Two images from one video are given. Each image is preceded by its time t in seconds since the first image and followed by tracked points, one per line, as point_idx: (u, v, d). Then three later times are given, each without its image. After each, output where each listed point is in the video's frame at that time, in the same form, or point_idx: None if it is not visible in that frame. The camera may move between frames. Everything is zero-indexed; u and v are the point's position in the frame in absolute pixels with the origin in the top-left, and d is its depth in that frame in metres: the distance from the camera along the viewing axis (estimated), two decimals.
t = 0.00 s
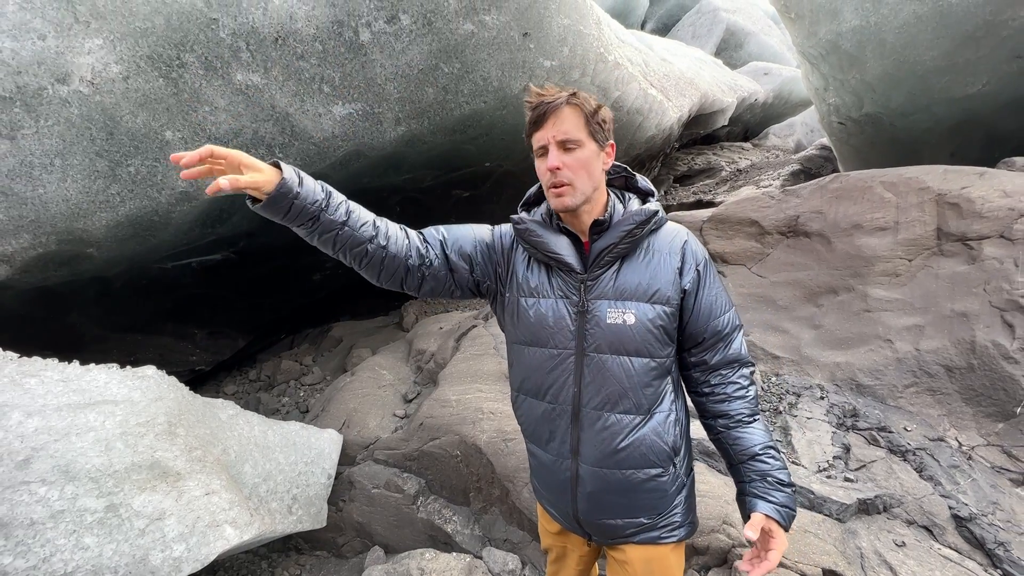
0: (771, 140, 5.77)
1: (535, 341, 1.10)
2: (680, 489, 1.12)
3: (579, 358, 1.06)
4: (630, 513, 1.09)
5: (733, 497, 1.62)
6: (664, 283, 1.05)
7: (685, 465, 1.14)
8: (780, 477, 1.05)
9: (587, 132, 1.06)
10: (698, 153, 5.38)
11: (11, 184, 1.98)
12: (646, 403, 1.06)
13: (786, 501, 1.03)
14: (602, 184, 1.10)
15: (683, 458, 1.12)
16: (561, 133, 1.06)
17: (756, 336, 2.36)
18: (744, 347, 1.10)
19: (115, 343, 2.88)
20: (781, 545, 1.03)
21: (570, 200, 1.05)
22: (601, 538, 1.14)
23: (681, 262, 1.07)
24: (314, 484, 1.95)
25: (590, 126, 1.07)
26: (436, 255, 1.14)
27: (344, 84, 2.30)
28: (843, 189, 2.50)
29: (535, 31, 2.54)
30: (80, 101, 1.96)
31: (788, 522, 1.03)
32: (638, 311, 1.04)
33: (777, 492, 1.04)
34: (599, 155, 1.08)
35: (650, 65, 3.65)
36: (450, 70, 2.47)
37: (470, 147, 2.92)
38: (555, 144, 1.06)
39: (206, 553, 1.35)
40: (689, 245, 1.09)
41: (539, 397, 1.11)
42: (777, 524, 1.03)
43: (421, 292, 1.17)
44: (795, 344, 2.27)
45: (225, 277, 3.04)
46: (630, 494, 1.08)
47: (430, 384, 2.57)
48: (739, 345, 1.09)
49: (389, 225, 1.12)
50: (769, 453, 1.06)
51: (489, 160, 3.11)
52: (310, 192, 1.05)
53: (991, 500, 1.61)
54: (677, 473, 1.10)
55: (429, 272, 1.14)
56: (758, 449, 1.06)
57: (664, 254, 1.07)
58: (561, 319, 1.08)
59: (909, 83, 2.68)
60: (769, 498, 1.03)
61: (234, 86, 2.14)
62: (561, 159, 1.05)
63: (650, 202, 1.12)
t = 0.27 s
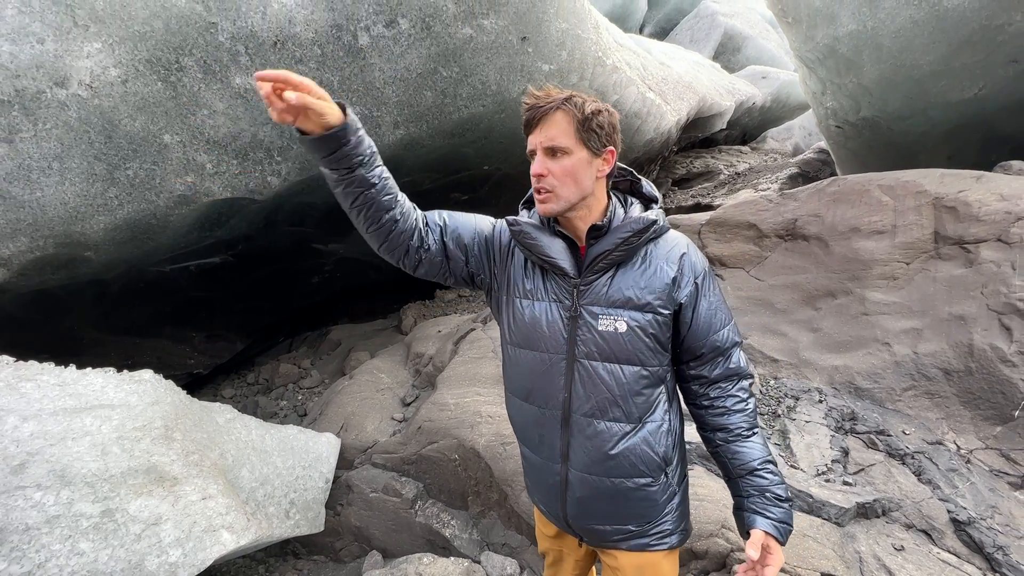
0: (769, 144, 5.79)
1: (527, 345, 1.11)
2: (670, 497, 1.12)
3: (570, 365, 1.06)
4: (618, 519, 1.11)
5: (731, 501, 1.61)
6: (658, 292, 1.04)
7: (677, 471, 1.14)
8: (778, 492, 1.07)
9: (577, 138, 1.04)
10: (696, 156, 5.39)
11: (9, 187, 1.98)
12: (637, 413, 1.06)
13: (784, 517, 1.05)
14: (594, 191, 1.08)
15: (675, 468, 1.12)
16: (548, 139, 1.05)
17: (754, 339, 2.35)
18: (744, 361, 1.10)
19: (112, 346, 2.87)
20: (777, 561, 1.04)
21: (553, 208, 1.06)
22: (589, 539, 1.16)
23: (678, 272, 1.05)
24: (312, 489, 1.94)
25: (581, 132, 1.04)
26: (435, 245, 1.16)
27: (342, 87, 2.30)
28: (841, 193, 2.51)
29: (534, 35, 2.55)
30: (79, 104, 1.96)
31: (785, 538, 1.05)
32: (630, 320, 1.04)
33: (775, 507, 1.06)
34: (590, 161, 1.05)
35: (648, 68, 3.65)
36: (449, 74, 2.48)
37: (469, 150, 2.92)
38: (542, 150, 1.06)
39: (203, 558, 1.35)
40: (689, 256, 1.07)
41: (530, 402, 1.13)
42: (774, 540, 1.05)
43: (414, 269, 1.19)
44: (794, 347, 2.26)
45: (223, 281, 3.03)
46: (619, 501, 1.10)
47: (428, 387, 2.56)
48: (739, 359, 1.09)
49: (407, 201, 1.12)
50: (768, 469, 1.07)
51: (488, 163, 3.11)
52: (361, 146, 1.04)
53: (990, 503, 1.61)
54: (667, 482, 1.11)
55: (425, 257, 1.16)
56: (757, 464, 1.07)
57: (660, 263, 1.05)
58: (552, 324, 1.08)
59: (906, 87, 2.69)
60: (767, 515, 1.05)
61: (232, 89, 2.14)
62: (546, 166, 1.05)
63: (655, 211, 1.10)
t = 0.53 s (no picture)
0: (768, 146, 5.80)
1: (527, 346, 1.10)
2: (664, 504, 1.12)
3: (569, 368, 1.06)
4: (609, 523, 1.11)
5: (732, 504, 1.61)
6: (662, 299, 1.03)
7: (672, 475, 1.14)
8: (770, 506, 1.07)
9: (582, 141, 1.03)
10: (695, 159, 5.39)
11: (7, 190, 1.97)
12: (634, 419, 1.06)
13: (773, 532, 1.06)
14: (599, 194, 1.07)
15: (670, 474, 1.12)
16: (553, 141, 1.04)
17: (754, 342, 2.35)
18: (743, 373, 1.09)
19: (110, 349, 2.86)
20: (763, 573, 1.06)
21: (557, 210, 1.06)
22: (581, 540, 1.16)
23: (683, 280, 1.04)
24: (311, 492, 1.93)
25: (585, 135, 1.03)
26: (436, 230, 1.13)
27: (341, 90, 2.30)
28: (840, 195, 2.51)
29: (533, 38, 2.56)
30: (78, 107, 1.96)
31: (774, 551, 1.06)
32: (631, 326, 1.03)
33: (765, 522, 1.06)
34: (595, 164, 1.05)
35: (646, 71, 3.66)
36: (448, 76, 2.48)
37: (468, 153, 2.92)
38: (547, 152, 1.05)
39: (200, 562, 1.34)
40: (694, 266, 1.06)
41: (527, 403, 1.13)
42: (762, 554, 1.06)
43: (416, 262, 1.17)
44: (793, 349, 2.26)
45: (222, 283, 3.02)
46: (611, 505, 1.09)
47: (427, 390, 2.56)
48: (738, 371, 1.08)
49: (392, 189, 1.09)
50: (760, 482, 1.07)
51: (487, 165, 3.11)
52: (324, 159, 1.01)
53: (991, 506, 1.61)
54: (662, 487, 1.11)
55: (426, 247, 1.13)
56: (751, 478, 1.07)
57: (666, 271, 1.04)
58: (553, 325, 1.07)
59: (904, 90, 2.70)
60: (757, 529, 1.06)
61: (231, 92, 2.14)
62: (550, 168, 1.05)
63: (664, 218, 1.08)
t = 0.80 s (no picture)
0: (767, 147, 5.81)
1: (528, 349, 1.10)
2: (664, 507, 1.12)
3: (570, 372, 1.05)
4: (610, 527, 1.11)
5: (732, 506, 1.60)
6: (664, 303, 1.03)
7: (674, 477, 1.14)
8: (795, 501, 1.08)
9: (580, 143, 1.03)
10: (694, 160, 5.39)
11: (5, 191, 1.96)
12: (636, 424, 1.06)
13: (802, 526, 1.07)
14: (597, 197, 1.07)
15: (671, 478, 1.12)
16: (551, 144, 1.04)
17: (754, 343, 2.34)
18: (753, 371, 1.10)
19: (109, 351, 2.84)
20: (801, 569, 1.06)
21: (553, 213, 1.06)
22: (582, 544, 1.16)
23: (686, 284, 1.04)
24: (310, 495, 1.93)
25: (584, 138, 1.03)
26: (434, 224, 1.13)
27: (340, 91, 2.29)
28: (839, 196, 2.51)
29: (532, 39, 2.56)
30: (76, 108, 1.95)
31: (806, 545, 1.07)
32: (633, 330, 1.03)
33: (794, 518, 1.08)
34: (593, 168, 1.04)
35: (646, 72, 3.65)
36: (448, 78, 2.47)
37: (468, 154, 2.92)
38: (545, 154, 1.05)
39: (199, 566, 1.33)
40: (699, 269, 1.06)
41: (527, 407, 1.12)
42: (798, 550, 1.07)
43: (416, 260, 1.17)
44: (793, 351, 2.26)
45: (220, 285, 3.02)
46: (613, 510, 1.09)
47: (426, 392, 2.55)
48: (749, 370, 1.09)
49: (378, 189, 1.11)
50: (784, 479, 1.08)
51: (486, 167, 3.10)
52: (303, 159, 1.06)
53: (991, 508, 1.61)
54: (662, 491, 1.11)
55: (428, 245, 1.14)
56: (775, 476, 1.08)
57: (670, 275, 1.04)
58: (554, 329, 1.07)
59: (903, 92, 2.70)
60: (789, 527, 1.07)
61: (230, 93, 2.13)
62: (547, 171, 1.05)
63: (665, 220, 1.08)
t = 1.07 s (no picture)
0: (766, 147, 5.81)
1: (530, 354, 1.09)
2: (670, 508, 1.12)
3: (572, 376, 1.05)
4: (617, 532, 1.10)
5: (732, 508, 1.60)
6: (662, 302, 1.03)
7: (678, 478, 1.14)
8: (794, 500, 1.07)
9: (576, 144, 1.03)
10: (694, 160, 5.39)
11: (3, 193, 1.96)
12: (637, 425, 1.06)
13: (802, 525, 1.05)
14: (594, 197, 1.06)
15: (675, 477, 1.12)
16: (548, 145, 1.04)
17: (754, 344, 2.34)
18: (751, 367, 1.09)
19: (108, 352, 2.84)
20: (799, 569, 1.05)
21: (553, 215, 1.05)
22: (589, 552, 1.15)
23: (682, 282, 1.04)
24: (309, 496, 1.92)
25: (580, 138, 1.03)
26: (429, 250, 1.14)
27: (339, 92, 2.29)
28: (839, 197, 2.50)
29: (531, 40, 2.55)
30: (74, 109, 1.94)
31: (804, 545, 1.06)
32: (632, 331, 1.03)
33: (792, 516, 1.06)
34: (590, 167, 1.04)
35: (645, 73, 3.65)
36: (447, 78, 2.47)
37: (467, 155, 2.92)
38: (542, 156, 1.05)
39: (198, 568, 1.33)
40: (693, 265, 1.06)
41: (530, 414, 1.11)
42: (796, 550, 1.05)
43: (418, 286, 1.18)
44: (793, 351, 2.25)
45: (219, 286, 3.01)
46: (619, 514, 1.08)
47: (426, 393, 2.55)
48: (746, 365, 1.08)
49: (367, 225, 1.12)
50: (782, 477, 1.07)
51: (486, 167, 3.10)
52: (286, 211, 1.08)
53: (992, 509, 1.60)
54: (667, 492, 1.10)
55: (426, 268, 1.14)
56: (772, 473, 1.07)
57: (665, 273, 1.04)
58: (555, 333, 1.06)
59: (902, 92, 2.70)
60: (786, 524, 1.06)
61: (229, 94, 2.13)
62: (545, 173, 1.05)
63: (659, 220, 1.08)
